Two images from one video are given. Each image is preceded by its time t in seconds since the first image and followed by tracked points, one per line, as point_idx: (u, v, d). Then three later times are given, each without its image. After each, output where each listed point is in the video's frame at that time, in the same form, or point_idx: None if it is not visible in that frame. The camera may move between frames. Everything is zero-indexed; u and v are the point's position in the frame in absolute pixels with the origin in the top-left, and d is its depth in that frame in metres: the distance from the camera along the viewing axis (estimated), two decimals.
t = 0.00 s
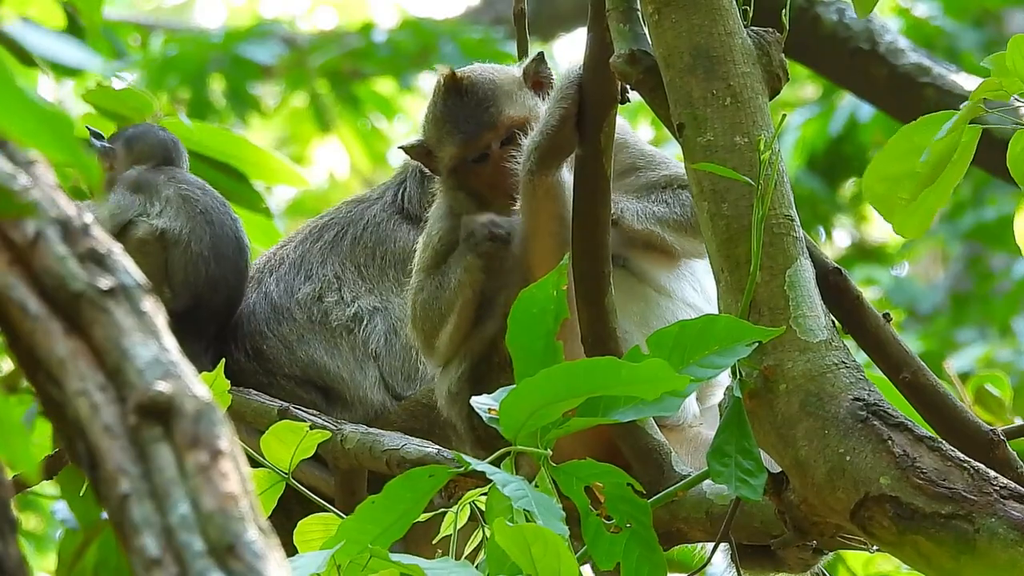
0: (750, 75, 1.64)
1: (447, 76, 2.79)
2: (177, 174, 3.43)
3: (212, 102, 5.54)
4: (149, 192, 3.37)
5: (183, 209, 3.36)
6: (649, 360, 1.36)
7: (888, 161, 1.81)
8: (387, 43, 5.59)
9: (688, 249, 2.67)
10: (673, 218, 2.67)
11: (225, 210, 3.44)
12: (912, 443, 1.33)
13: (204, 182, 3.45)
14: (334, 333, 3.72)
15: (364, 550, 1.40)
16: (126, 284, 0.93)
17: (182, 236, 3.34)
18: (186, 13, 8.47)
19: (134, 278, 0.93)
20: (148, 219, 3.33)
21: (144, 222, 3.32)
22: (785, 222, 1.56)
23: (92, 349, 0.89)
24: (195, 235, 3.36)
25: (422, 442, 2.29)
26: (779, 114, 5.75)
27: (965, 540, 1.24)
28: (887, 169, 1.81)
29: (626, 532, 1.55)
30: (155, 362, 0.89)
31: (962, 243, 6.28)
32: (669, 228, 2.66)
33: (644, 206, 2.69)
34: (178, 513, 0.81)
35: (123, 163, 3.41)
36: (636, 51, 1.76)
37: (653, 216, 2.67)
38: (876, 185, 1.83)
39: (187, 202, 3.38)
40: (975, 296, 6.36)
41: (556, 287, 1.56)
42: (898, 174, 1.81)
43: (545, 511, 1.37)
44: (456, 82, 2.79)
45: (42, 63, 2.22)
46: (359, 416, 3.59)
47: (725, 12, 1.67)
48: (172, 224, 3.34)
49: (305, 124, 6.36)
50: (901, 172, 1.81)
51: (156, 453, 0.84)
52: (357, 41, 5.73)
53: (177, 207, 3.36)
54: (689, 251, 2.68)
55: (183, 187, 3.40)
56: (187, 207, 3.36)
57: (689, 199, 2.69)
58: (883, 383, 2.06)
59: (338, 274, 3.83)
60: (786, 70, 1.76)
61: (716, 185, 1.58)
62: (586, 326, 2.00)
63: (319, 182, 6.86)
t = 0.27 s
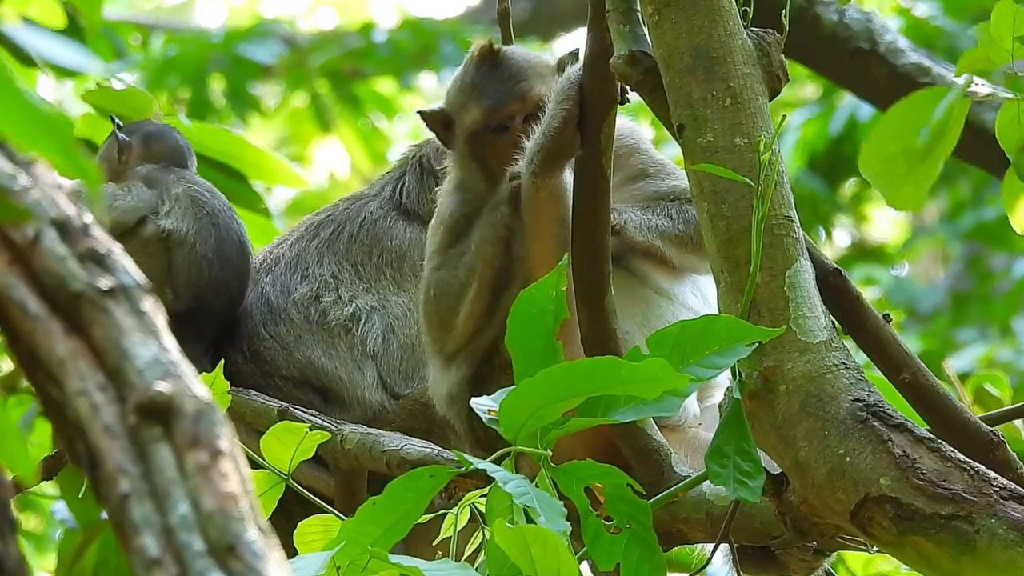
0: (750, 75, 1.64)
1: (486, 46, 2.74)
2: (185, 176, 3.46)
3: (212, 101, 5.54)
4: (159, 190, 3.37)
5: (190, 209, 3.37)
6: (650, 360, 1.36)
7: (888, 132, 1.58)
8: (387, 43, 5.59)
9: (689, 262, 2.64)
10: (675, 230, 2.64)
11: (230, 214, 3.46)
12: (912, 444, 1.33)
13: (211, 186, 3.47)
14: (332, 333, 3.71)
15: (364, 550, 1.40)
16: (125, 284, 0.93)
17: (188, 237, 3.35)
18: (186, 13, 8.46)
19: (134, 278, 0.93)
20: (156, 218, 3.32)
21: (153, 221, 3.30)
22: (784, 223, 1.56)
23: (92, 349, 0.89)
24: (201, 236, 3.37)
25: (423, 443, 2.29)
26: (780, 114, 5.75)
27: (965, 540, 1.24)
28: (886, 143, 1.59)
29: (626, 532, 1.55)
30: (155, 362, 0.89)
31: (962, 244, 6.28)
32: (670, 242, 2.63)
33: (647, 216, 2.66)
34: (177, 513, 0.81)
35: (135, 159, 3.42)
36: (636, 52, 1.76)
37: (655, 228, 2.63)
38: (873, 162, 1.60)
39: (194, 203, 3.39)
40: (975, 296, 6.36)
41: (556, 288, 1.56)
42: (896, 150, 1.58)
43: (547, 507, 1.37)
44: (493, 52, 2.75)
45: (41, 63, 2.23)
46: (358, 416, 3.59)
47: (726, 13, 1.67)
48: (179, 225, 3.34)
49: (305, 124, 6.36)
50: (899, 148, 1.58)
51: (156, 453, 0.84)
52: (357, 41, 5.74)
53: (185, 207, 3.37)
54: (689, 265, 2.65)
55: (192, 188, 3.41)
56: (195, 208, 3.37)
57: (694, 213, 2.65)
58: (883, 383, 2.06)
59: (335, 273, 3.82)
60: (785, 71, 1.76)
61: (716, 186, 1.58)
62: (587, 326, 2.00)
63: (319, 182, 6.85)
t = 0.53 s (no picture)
0: (751, 76, 1.63)
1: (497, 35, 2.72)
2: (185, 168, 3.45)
3: (212, 102, 5.54)
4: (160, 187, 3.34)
5: (191, 208, 3.35)
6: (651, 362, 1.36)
7: (865, 118, 1.87)
8: (387, 44, 5.59)
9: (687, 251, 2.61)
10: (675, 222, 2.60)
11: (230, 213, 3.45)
12: (913, 444, 1.33)
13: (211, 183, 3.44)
14: (332, 333, 3.71)
15: (363, 552, 1.39)
16: (125, 285, 0.93)
17: (189, 236, 3.33)
18: (186, 14, 8.46)
19: (134, 279, 0.93)
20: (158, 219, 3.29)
21: (153, 221, 3.28)
22: (785, 223, 1.56)
23: (92, 350, 0.88)
24: (202, 235, 3.35)
25: (425, 441, 2.28)
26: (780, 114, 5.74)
27: (966, 541, 1.24)
28: (863, 127, 1.87)
29: (627, 533, 1.55)
30: (154, 362, 0.89)
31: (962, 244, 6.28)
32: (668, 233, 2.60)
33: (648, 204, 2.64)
34: (177, 514, 0.81)
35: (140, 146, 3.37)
36: (637, 52, 1.76)
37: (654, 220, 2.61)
38: (854, 141, 1.89)
39: (195, 201, 3.36)
40: (975, 296, 6.36)
41: (556, 288, 1.56)
42: (875, 131, 1.87)
43: (545, 513, 1.37)
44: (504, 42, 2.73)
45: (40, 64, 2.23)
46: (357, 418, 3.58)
47: (726, 13, 1.67)
48: (179, 225, 3.31)
49: (306, 124, 6.36)
50: (878, 128, 1.86)
51: (156, 454, 0.84)
52: (357, 42, 5.75)
53: (186, 207, 3.34)
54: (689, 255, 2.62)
55: (193, 185, 3.38)
56: (196, 208, 3.35)
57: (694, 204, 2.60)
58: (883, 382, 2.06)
59: (335, 272, 3.81)
60: (786, 71, 1.75)
61: (716, 186, 1.58)
62: (588, 325, 1.99)
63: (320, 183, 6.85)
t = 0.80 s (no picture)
0: (751, 75, 1.63)
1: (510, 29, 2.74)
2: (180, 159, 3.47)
3: (213, 102, 5.54)
4: (155, 179, 3.38)
5: (186, 202, 3.39)
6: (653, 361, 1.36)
7: (894, 154, 1.83)
8: (387, 43, 5.58)
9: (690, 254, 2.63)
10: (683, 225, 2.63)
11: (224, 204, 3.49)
12: (913, 443, 1.32)
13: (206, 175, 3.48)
14: (340, 328, 3.67)
15: (362, 553, 1.39)
16: (126, 284, 0.93)
17: (185, 231, 3.37)
18: (186, 13, 8.45)
19: (134, 278, 0.93)
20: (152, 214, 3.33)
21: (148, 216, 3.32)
22: (786, 222, 1.56)
23: (92, 349, 0.88)
24: (199, 230, 3.39)
25: (429, 437, 2.28)
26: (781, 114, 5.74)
27: (967, 540, 1.23)
28: (893, 162, 1.84)
29: (628, 532, 1.55)
30: (155, 361, 0.89)
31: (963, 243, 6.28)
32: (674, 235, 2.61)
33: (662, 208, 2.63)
34: (178, 513, 0.81)
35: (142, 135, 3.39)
36: (638, 51, 1.75)
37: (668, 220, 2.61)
38: (884, 178, 1.86)
39: (190, 196, 3.40)
40: (976, 295, 6.36)
41: (558, 287, 1.56)
42: (903, 166, 1.84)
43: (549, 510, 1.36)
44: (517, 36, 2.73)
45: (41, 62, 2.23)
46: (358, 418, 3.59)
47: (727, 12, 1.66)
48: (176, 220, 3.35)
49: (307, 124, 6.36)
50: (907, 163, 1.84)
51: (156, 454, 0.84)
52: (357, 41, 5.74)
53: (181, 202, 3.38)
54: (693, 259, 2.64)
55: (188, 179, 3.42)
56: (191, 201, 3.39)
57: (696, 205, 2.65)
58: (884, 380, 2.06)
59: (347, 264, 3.76)
60: (787, 70, 1.75)
61: (717, 185, 1.58)
62: (590, 324, 1.99)
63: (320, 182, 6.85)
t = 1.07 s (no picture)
0: (751, 75, 1.64)
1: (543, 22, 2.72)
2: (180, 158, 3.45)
3: (213, 102, 5.54)
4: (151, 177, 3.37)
5: (181, 202, 3.36)
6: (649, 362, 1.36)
7: (883, 127, 1.84)
8: (387, 43, 5.59)
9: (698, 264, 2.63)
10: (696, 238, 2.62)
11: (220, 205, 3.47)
12: (913, 443, 1.33)
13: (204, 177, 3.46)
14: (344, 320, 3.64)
15: (362, 553, 1.39)
16: (126, 284, 0.93)
17: (180, 230, 3.34)
18: (186, 14, 8.46)
19: (134, 279, 0.94)
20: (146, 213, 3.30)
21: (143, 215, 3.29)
22: (785, 222, 1.56)
23: (92, 350, 0.89)
24: (194, 228, 3.36)
25: (428, 438, 2.29)
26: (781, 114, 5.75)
27: (967, 540, 1.23)
28: (882, 135, 1.84)
29: (627, 532, 1.55)
30: (155, 362, 0.89)
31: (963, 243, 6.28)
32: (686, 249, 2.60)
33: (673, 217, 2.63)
34: (178, 513, 0.81)
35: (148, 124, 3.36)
36: (637, 51, 1.76)
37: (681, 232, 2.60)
38: (870, 150, 1.85)
39: (185, 195, 3.37)
40: (976, 295, 6.36)
41: (558, 287, 1.56)
42: (891, 141, 1.84)
43: (547, 511, 1.36)
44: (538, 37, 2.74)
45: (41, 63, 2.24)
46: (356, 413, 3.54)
47: (727, 12, 1.67)
48: (170, 218, 3.32)
49: (303, 127, 6.47)
50: (895, 139, 1.83)
51: (156, 454, 0.84)
52: (358, 41, 5.74)
53: (175, 200, 3.35)
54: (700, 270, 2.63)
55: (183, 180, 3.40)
56: (186, 201, 3.36)
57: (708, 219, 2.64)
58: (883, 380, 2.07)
59: (355, 256, 3.76)
60: (786, 70, 1.76)
61: (717, 185, 1.58)
62: (590, 324, 1.99)
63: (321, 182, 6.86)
